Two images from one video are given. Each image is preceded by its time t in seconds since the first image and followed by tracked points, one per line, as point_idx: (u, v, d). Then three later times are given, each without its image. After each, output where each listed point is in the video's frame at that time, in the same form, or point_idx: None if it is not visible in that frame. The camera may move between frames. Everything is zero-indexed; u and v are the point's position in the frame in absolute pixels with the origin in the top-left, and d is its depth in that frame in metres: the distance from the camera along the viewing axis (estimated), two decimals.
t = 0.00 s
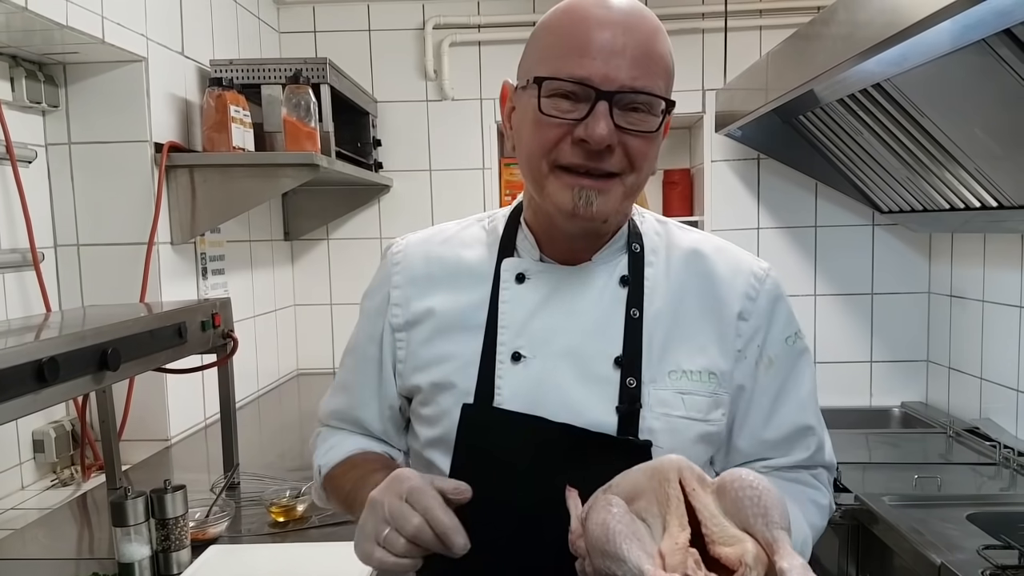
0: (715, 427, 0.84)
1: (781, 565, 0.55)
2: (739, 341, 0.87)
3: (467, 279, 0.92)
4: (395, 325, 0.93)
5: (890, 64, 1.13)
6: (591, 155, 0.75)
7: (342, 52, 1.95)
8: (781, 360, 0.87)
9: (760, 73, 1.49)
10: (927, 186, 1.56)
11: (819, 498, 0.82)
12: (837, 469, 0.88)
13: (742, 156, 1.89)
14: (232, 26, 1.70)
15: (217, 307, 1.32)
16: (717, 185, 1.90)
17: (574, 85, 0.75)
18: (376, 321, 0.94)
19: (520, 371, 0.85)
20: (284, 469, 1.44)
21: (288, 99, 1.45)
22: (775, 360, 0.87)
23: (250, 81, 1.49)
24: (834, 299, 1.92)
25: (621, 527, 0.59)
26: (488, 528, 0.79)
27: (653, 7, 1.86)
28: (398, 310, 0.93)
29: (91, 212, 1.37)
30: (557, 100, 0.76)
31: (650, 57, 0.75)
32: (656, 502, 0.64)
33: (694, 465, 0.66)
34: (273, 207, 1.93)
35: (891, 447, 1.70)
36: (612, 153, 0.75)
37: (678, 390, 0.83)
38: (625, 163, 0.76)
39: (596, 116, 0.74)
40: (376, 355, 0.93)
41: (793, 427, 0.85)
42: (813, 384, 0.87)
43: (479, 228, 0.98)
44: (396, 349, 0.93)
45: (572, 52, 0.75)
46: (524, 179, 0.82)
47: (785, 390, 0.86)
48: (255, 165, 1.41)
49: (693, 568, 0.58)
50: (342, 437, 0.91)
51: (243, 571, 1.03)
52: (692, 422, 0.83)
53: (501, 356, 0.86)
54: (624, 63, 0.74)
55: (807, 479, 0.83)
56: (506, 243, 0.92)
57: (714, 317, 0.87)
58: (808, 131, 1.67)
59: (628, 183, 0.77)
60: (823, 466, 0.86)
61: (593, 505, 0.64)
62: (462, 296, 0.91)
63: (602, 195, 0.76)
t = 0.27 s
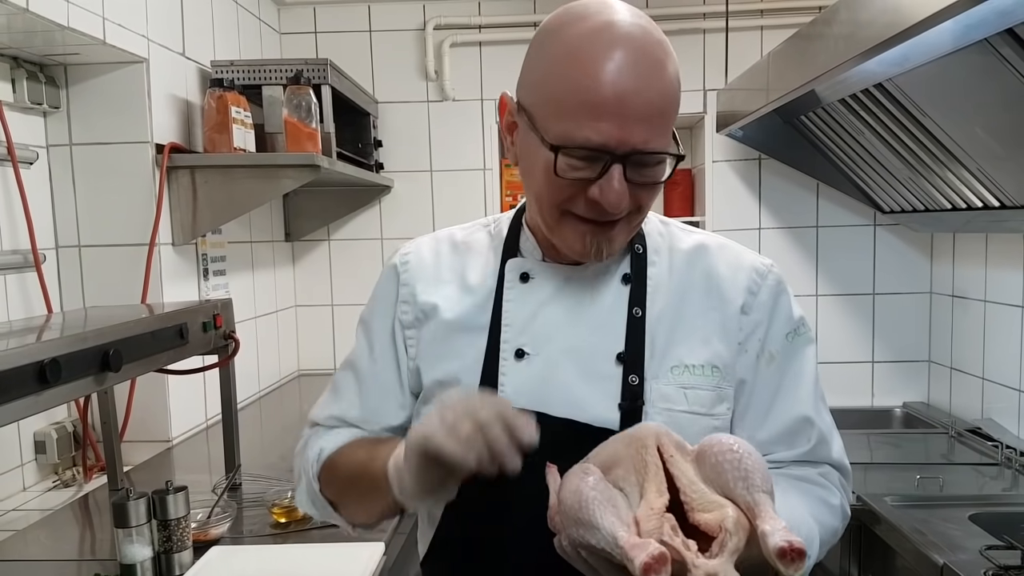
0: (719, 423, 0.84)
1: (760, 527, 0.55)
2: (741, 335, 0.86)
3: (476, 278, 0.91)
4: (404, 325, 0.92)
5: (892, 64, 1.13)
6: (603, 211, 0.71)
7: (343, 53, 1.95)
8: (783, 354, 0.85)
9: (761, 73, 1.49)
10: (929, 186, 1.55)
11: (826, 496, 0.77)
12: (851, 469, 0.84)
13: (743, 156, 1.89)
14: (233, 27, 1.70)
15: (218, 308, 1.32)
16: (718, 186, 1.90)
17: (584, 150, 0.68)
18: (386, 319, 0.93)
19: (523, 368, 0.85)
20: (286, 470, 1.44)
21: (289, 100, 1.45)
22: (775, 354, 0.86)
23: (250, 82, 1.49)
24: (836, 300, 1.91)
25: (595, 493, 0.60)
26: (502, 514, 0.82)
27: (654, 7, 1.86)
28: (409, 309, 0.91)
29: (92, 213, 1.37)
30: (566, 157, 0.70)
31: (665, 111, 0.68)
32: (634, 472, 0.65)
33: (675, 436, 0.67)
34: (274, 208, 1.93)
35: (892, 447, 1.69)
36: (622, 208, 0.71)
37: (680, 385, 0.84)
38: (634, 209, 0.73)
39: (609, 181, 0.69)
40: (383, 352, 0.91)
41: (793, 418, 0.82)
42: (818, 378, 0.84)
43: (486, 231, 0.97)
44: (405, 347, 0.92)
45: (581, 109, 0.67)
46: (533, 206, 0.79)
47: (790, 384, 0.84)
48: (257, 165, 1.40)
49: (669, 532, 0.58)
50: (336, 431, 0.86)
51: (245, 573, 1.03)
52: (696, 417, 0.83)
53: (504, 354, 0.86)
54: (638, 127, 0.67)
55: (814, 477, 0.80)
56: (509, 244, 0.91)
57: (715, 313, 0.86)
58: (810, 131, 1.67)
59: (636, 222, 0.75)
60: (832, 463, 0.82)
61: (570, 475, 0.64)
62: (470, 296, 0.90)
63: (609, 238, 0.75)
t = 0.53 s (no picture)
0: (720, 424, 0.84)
1: (723, 496, 0.53)
2: (742, 336, 0.86)
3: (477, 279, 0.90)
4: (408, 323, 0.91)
5: (894, 64, 1.13)
6: (582, 178, 0.73)
7: (344, 54, 1.96)
8: (786, 355, 0.86)
9: (763, 73, 1.49)
10: (931, 186, 1.55)
11: (832, 500, 0.79)
12: (857, 469, 0.84)
13: (745, 157, 1.88)
14: (234, 28, 1.70)
15: (220, 309, 1.32)
16: (720, 186, 1.90)
17: (561, 112, 0.72)
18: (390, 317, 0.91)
19: (522, 369, 0.84)
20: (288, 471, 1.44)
21: (290, 101, 1.45)
22: (778, 355, 0.86)
23: (252, 82, 1.49)
24: (838, 300, 1.91)
25: (564, 467, 0.58)
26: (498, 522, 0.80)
27: (656, 7, 1.86)
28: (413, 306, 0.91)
29: (93, 214, 1.37)
30: (544, 125, 0.73)
31: (639, 75, 0.71)
32: (606, 452, 0.63)
33: (649, 420, 0.66)
34: (275, 209, 1.93)
35: (895, 448, 1.69)
36: (602, 174, 0.73)
37: (681, 386, 0.83)
38: (617, 180, 0.74)
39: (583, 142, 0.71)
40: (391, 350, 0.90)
41: (795, 420, 0.82)
42: (822, 379, 0.85)
43: (489, 233, 0.97)
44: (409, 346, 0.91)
45: (557, 74, 0.71)
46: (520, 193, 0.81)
47: (792, 385, 0.85)
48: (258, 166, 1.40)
49: (634, 503, 0.56)
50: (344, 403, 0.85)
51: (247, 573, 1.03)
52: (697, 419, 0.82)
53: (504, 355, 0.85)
54: (610, 87, 0.70)
55: (819, 481, 0.81)
56: (509, 245, 0.91)
57: (717, 313, 0.86)
58: (811, 131, 1.66)
59: (621, 198, 0.76)
60: (837, 467, 0.82)
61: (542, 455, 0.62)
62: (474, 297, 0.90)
63: (595, 211, 0.75)
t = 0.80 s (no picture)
0: (720, 425, 0.82)
1: (701, 518, 0.55)
2: (741, 337, 0.86)
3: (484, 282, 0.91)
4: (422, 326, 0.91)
5: (895, 67, 1.13)
6: (572, 153, 0.74)
7: (345, 55, 1.95)
8: (787, 356, 0.84)
9: (764, 75, 1.49)
10: (931, 189, 1.55)
11: (833, 502, 0.77)
12: (860, 473, 0.82)
13: (745, 159, 1.88)
14: (235, 29, 1.70)
15: (219, 310, 1.32)
16: (720, 188, 1.89)
17: (550, 89, 0.75)
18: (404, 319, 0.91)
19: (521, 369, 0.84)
20: (288, 473, 1.43)
21: (290, 101, 1.45)
22: (778, 356, 0.85)
23: (251, 83, 1.49)
24: (838, 303, 1.91)
25: (545, 491, 0.59)
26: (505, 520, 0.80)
27: (656, 9, 1.86)
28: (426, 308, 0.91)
29: (92, 214, 1.36)
30: (535, 105, 0.76)
31: (623, 54, 0.75)
32: (588, 469, 0.64)
33: (629, 434, 0.66)
34: (275, 210, 1.92)
35: (895, 450, 1.69)
36: (591, 150, 0.74)
37: (680, 386, 0.83)
38: (607, 160, 0.75)
39: (571, 116, 0.74)
40: (406, 352, 0.89)
41: (795, 421, 0.81)
42: (824, 380, 0.83)
43: (495, 238, 0.97)
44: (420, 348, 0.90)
45: (547, 55, 0.75)
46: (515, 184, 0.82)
47: (793, 386, 0.83)
48: (257, 167, 1.40)
49: (614, 527, 0.57)
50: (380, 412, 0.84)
51: None
52: (695, 419, 0.82)
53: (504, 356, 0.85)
54: (595, 62, 0.74)
55: (820, 482, 0.79)
56: (512, 246, 0.91)
57: (716, 314, 0.86)
58: (811, 133, 1.66)
59: (611, 180, 0.76)
60: (839, 468, 0.81)
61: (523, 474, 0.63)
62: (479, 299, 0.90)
63: (586, 189, 0.75)
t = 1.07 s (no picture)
0: (727, 423, 0.83)
1: (781, 520, 0.52)
2: (752, 338, 0.86)
3: (482, 283, 0.93)
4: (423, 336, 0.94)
5: (895, 71, 1.13)
6: (595, 156, 0.76)
7: (346, 59, 1.96)
8: (797, 357, 0.85)
9: (764, 79, 1.49)
10: (932, 193, 1.55)
11: (844, 500, 0.76)
12: (867, 473, 0.83)
13: (746, 162, 1.89)
14: (237, 33, 1.70)
15: (222, 313, 1.32)
16: (720, 191, 1.90)
17: (574, 93, 0.76)
18: (399, 337, 0.95)
19: (530, 367, 0.86)
20: (288, 476, 1.44)
21: (293, 105, 1.45)
22: (790, 357, 0.85)
23: (253, 87, 1.49)
24: (839, 305, 1.91)
25: (616, 493, 0.57)
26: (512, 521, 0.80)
27: (657, 13, 1.86)
28: (422, 321, 0.94)
29: (95, 218, 1.37)
30: (558, 107, 0.77)
31: (646, 59, 0.76)
32: (652, 471, 0.62)
33: (691, 436, 0.64)
34: (276, 214, 1.93)
35: (896, 454, 1.69)
36: (614, 152, 0.76)
37: (688, 385, 0.83)
38: (628, 162, 0.77)
39: (596, 119, 0.75)
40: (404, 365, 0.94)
41: (808, 420, 0.81)
42: (834, 382, 0.84)
43: (498, 239, 0.99)
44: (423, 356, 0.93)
45: (570, 59, 0.75)
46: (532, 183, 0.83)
47: (804, 387, 0.84)
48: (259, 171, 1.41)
49: (691, 530, 0.55)
50: (365, 442, 0.91)
51: None
52: (701, 418, 0.82)
53: (511, 354, 0.87)
54: (620, 67, 0.74)
55: (831, 480, 0.78)
56: (520, 247, 0.93)
57: (726, 315, 0.86)
58: (812, 137, 1.67)
59: (632, 182, 0.77)
60: (848, 468, 0.80)
61: (589, 477, 0.61)
62: (483, 300, 0.92)
63: (607, 192, 0.77)
